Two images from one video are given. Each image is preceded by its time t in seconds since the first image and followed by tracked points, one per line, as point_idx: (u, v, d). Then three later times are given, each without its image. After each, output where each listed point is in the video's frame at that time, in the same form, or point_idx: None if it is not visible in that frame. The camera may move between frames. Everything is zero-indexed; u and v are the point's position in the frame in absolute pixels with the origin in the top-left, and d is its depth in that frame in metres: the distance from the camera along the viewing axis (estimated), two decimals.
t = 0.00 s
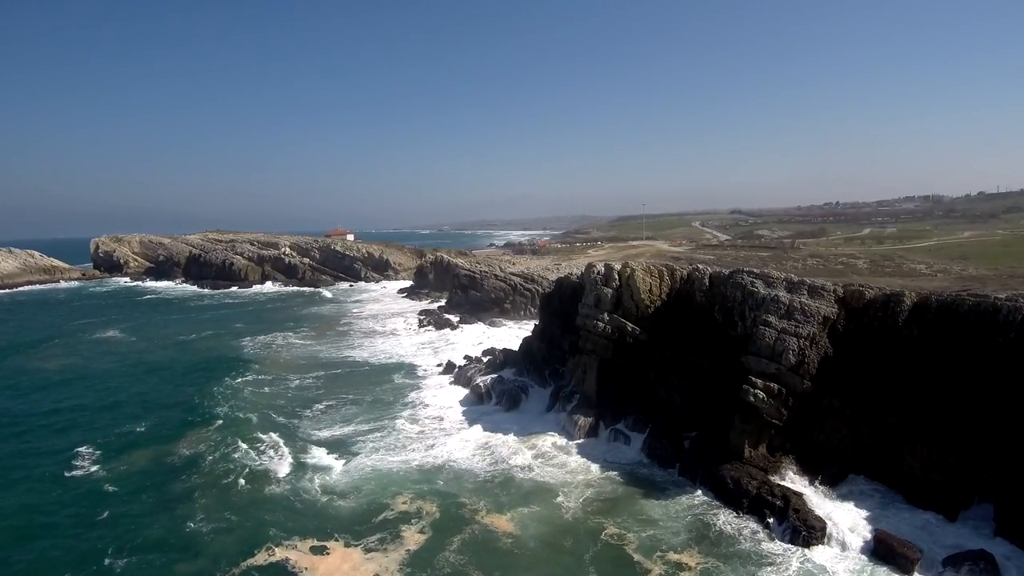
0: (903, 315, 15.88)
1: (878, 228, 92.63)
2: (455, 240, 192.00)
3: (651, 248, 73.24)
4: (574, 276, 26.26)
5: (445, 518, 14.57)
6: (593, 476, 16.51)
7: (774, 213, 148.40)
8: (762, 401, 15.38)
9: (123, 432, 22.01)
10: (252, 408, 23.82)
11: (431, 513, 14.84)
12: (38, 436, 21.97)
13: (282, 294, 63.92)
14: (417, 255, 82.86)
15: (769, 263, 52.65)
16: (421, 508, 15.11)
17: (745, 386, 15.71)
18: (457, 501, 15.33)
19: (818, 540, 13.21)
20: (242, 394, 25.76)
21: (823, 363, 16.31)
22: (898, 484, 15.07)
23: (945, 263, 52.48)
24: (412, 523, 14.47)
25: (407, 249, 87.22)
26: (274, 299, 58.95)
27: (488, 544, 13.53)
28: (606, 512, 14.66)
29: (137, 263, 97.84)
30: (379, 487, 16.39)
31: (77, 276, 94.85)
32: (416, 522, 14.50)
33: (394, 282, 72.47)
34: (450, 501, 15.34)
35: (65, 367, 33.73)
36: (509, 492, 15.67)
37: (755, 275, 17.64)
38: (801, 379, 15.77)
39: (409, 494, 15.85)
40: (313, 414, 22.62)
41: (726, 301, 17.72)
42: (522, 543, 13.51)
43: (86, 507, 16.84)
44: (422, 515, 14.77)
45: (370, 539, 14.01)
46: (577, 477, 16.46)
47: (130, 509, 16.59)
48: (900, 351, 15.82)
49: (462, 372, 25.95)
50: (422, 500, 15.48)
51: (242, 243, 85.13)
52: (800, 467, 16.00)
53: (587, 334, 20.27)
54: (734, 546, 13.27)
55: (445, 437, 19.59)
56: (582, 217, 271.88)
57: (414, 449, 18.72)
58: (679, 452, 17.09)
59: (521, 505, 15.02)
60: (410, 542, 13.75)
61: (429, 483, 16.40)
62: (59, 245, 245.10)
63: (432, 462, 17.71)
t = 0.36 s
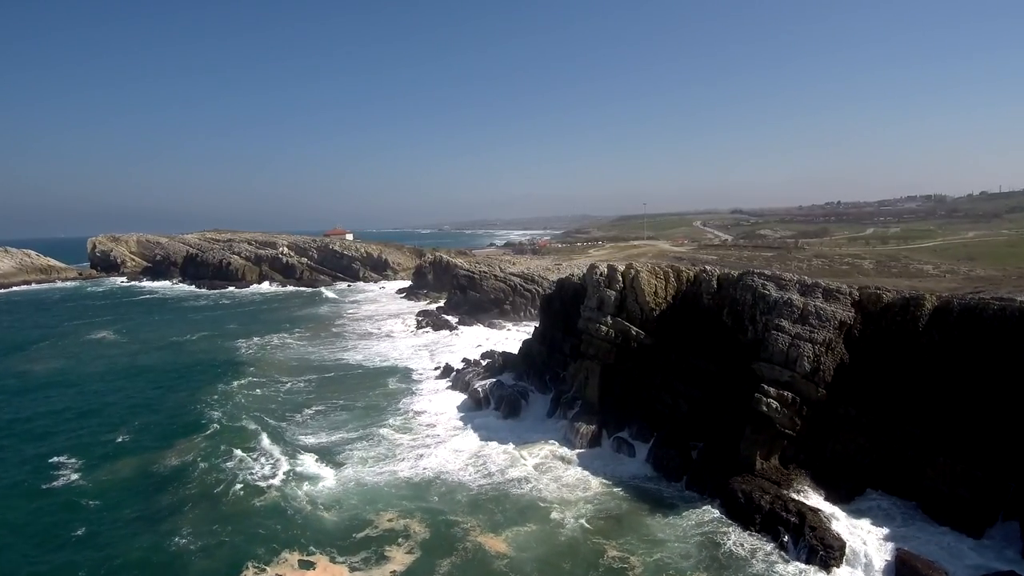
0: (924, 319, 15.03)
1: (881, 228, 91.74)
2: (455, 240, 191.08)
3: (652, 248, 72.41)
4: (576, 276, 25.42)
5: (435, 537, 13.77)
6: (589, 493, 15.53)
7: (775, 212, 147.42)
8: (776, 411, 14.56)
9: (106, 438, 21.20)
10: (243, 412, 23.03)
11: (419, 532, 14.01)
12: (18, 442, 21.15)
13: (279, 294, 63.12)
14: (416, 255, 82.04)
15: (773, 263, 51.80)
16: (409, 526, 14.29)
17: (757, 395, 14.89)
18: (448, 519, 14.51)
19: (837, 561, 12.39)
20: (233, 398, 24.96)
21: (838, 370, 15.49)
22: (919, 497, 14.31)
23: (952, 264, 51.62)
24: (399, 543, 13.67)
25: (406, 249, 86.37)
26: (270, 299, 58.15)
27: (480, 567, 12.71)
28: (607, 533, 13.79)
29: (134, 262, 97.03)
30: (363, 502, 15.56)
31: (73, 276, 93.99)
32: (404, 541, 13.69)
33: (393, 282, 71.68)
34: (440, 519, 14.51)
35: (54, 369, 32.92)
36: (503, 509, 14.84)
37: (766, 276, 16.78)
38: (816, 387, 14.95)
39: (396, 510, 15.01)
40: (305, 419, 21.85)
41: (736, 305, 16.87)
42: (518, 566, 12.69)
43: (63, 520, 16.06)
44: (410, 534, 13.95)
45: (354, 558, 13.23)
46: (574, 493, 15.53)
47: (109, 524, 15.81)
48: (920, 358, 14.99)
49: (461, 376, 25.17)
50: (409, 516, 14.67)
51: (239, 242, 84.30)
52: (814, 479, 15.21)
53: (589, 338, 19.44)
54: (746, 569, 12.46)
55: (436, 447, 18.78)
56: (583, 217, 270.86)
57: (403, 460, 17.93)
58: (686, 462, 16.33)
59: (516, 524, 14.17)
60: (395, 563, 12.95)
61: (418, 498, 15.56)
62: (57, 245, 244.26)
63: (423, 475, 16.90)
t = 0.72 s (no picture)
0: (945, 324, 14.21)
1: (884, 227, 90.93)
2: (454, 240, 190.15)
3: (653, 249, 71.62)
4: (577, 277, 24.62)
5: (423, 560, 12.94)
6: (587, 510, 14.66)
7: (775, 212, 146.59)
8: (790, 422, 13.74)
9: (87, 447, 20.35)
10: (241, 418, 22.22)
11: (404, 557, 13.14)
12: None
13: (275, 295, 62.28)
14: (414, 255, 81.17)
15: (776, 264, 50.95)
16: (394, 548, 13.41)
17: (769, 405, 14.06)
18: (437, 540, 13.66)
19: None
20: (228, 403, 24.12)
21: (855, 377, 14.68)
22: (942, 512, 13.56)
23: (958, 263, 50.78)
24: (385, 565, 12.87)
25: (405, 249, 85.45)
26: (266, 301, 57.28)
27: None
28: (608, 555, 12.95)
29: (130, 263, 96.12)
30: (344, 520, 14.67)
31: (69, 277, 93.06)
32: (389, 565, 12.87)
33: (390, 283, 70.81)
34: (429, 540, 13.65)
35: (41, 374, 32.07)
36: (496, 528, 13.98)
37: (777, 278, 15.97)
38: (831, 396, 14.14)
39: (380, 530, 14.12)
40: (300, 427, 21.06)
41: (745, 308, 16.04)
42: None
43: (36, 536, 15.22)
44: (395, 558, 13.10)
45: None
46: (570, 510, 14.66)
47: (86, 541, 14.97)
48: (941, 364, 14.17)
49: (458, 381, 24.36)
50: (394, 537, 13.79)
51: (235, 242, 83.39)
52: (829, 493, 14.43)
53: (591, 343, 18.62)
54: None
55: (425, 458, 17.92)
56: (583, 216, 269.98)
57: (389, 472, 17.10)
58: (694, 474, 15.54)
59: (509, 545, 13.31)
60: None
61: (407, 516, 14.68)
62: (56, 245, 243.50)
63: (412, 488, 16.06)
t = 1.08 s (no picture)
0: (971, 330, 13.38)
1: (888, 227, 90.01)
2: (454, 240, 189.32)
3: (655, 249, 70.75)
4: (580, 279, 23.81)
5: None
6: (586, 529, 13.84)
7: (777, 211, 145.60)
8: (807, 435, 12.90)
9: (68, 455, 19.52)
10: (239, 425, 21.43)
11: None
12: None
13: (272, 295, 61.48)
14: (413, 255, 80.40)
15: (781, 264, 50.08)
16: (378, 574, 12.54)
17: (784, 416, 13.22)
18: (426, 563, 12.81)
19: None
20: (223, 410, 23.31)
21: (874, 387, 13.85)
22: (966, 529, 12.73)
23: (966, 264, 49.86)
24: None
25: (404, 249, 84.58)
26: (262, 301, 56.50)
27: None
28: None
29: (127, 263, 95.32)
30: (326, 538, 13.81)
31: (66, 277, 92.33)
32: None
33: (389, 283, 69.97)
34: (416, 565, 12.77)
35: (29, 376, 31.29)
36: (489, 549, 13.15)
37: (792, 281, 15.13)
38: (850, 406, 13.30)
39: (363, 552, 13.25)
40: (296, 434, 20.21)
41: (758, 313, 15.20)
42: None
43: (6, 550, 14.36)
44: None
45: None
46: (569, 529, 13.83)
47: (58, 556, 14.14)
48: (967, 373, 13.34)
49: (456, 387, 23.54)
50: (379, 560, 12.92)
51: (233, 242, 82.56)
52: (847, 509, 13.59)
53: (595, 348, 17.78)
54: None
55: (413, 471, 17.06)
56: (584, 216, 269.09)
57: (376, 485, 16.26)
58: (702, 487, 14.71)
59: (502, 570, 12.45)
60: None
61: (394, 536, 13.81)
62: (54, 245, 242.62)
63: (400, 504, 15.21)
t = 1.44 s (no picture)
0: (1001, 337, 12.52)
1: (891, 227, 89.18)
2: (455, 239, 188.50)
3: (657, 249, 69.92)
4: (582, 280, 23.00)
5: None
6: (585, 551, 12.97)
7: (779, 212, 144.74)
8: (827, 449, 12.06)
9: (46, 465, 18.66)
10: (232, 433, 20.67)
11: None
12: None
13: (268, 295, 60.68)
14: (412, 255, 79.63)
15: (785, 265, 49.22)
16: None
17: (802, 429, 12.38)
18: None
19: None
20: (216, 417, 22.58)
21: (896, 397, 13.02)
22: (995, 551, 11.94)
23: (974, 265, 49.02)
24: None
25: (403, 248, 83.80)
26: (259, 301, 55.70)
27: None
28: None
29: (125, 263, 94.52)
30: (307, 557, 12.96)
31: (62, 276, 91.49)
32: None
33: (388, 283, 69.18)
34: None
35: (15, 379, 30.44)
36: (480, 573, 12.30)
37: (807, 284, 14.30)
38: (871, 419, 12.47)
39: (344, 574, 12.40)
40: (290, 441, 19.43)
41: (771, 318, 14.36)
42: None
43: None
44: None
45: None
46: (566, 552, 12.94)
47: None
48: (996, 383, 12.48)
49: (453, 392, 22.72)
50: None
51: (230, 242, 81.74)
52: (868, 527, 12.78)
53: (597, 353, 16.93)
54: None
55: (399, 483, 16.26)
56: (583, 216, 268.59)
57: (360, 499, 15.44)
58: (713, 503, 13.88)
59: None
60: None
61: (378, 556, 12.97)
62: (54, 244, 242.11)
63: (387, 520, 14.40)
